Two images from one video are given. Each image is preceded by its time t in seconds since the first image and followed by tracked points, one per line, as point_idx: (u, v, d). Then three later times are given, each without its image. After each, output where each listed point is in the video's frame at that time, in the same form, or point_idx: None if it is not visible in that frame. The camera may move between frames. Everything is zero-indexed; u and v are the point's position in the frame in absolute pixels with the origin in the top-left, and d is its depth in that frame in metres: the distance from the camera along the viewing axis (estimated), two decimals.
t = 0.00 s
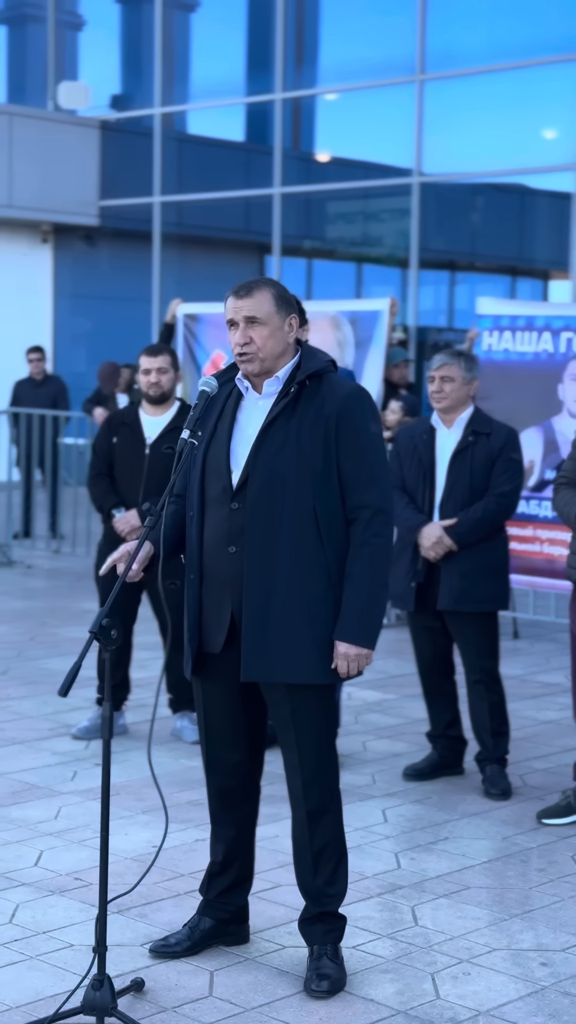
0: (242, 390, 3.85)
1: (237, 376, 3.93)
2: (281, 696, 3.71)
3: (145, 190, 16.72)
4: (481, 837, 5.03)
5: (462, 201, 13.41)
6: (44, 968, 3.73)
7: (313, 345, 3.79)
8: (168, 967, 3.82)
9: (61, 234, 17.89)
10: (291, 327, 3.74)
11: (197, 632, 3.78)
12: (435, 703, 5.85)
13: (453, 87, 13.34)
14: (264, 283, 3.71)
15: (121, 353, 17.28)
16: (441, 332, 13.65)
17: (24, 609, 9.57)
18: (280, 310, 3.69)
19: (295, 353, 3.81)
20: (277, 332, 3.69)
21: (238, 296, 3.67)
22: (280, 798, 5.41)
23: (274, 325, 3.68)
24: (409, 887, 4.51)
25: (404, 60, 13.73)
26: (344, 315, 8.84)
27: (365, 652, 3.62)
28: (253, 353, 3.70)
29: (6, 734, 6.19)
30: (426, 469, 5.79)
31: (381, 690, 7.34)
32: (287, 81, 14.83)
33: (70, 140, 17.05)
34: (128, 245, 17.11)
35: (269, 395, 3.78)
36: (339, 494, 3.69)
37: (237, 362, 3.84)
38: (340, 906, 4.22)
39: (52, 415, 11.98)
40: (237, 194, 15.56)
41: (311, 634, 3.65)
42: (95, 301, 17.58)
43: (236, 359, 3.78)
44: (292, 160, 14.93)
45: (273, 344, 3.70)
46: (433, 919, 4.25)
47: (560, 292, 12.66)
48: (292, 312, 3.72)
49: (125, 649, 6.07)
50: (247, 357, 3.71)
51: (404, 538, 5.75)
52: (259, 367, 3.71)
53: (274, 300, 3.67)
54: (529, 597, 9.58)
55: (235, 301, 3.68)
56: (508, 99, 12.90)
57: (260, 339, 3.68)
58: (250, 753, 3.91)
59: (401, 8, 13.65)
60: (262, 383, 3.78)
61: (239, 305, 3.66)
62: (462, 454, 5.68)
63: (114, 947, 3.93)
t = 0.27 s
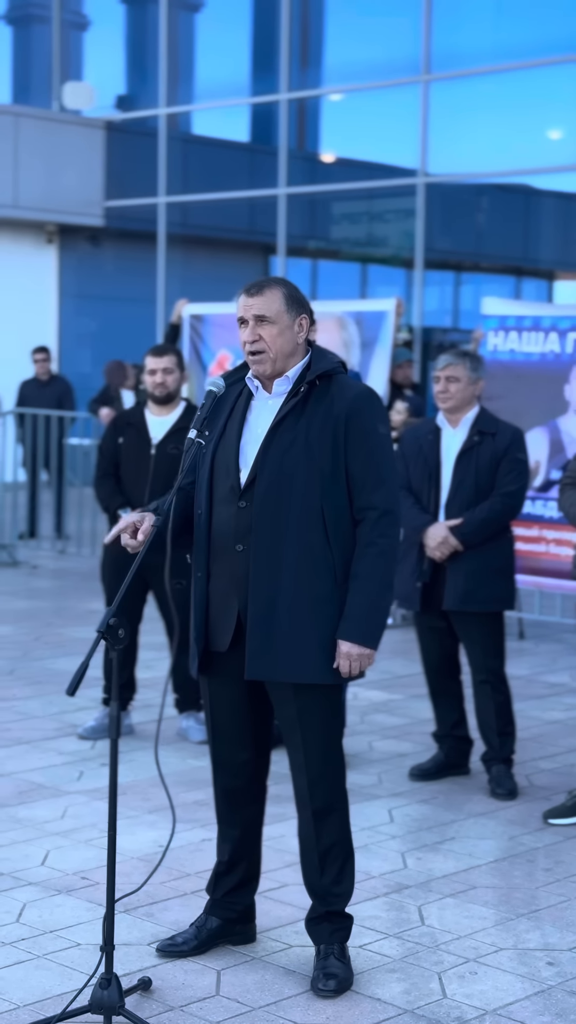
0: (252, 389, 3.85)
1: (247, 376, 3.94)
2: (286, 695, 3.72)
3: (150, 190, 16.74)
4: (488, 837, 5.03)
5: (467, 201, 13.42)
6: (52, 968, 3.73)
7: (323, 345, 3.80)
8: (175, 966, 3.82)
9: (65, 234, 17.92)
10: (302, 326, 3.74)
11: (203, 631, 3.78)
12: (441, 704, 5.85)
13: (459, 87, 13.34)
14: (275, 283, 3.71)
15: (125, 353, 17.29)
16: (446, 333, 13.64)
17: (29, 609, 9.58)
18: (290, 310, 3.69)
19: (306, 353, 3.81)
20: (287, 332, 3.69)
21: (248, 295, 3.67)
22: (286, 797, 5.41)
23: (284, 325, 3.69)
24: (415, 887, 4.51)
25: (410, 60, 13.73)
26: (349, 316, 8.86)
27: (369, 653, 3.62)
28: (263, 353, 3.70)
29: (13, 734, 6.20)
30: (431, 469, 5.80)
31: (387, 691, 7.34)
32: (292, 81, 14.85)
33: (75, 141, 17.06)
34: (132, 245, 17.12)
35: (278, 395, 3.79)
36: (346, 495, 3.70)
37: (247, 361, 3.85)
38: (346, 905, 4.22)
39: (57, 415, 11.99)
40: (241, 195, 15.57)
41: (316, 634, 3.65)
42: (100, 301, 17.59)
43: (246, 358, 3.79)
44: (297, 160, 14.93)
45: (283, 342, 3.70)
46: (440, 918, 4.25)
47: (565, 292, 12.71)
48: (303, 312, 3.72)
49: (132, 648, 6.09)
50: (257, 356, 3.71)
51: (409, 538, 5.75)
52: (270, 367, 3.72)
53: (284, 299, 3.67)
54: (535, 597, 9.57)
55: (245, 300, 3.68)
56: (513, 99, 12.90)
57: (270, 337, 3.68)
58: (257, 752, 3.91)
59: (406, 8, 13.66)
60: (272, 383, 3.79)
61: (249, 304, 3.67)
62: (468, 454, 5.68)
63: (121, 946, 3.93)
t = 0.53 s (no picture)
0: (256, 389, 3.85)
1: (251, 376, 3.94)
2: (290, 696, 3.72)
3: (152, 190, 16.74)
4: (491, 837, 5.03)
5: (470, 201, 13.42)
6: (56, 967, 3.74)
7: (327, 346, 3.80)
8: (179, 965, 3.83)
9: (68, 234, 17.93)
10: (307, 327, 3.75)
11: (207, 630, 3.79)
12: (444, 704, 5.85)
13: (462, 87, 13.34)
14: (280, 283, 3.72)
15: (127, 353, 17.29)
16: (449, 333, 13.65)
17: (32, 609, 9.58)
18: (295, 310, 3.70)
19: (310, 353, 3.81)
20: (291, 332, 3.70)
21: (254, 295, 3.68)
22: (290, 797, 5.42)
23: (289, 325, 3.69)
24: (419, 887, 4.52)
25: (412, 61, 13.73)
26: (352, 316, 8.87)
27: (372, 653, 3.62)
28: (268, 353, 3.71)
29: (16, 734, 6.20)
30: (434, 469, 5.80)
31: (391, 691, 7.34)
32: (295, 81, 14.85)
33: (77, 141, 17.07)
34: (135, 246, 17.13)
35: (282, 395, 3.78)
36: (350, 494, 3.70)
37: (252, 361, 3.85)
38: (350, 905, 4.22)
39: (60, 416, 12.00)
40: (244, 195, 15.57)
41: (319, 633, 3.66)
42: (103, 302, 17.60)
43: (251, 358, 3.79)
44: (300, 160, 14.94)
45: (288, 342, 3.70)
46: (443, 918, 4.25)
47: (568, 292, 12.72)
48: (307, 312, 3.73)
49: (136, 649, 6.11)
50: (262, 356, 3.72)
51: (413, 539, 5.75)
52: (274, 366, 3.72)
53: (289, 299, 3.67)
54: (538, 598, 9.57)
55: (250, 300, 3.69)
56: (515, 100, 12.90)
57: (275, 337, 3.69)
58: (260, 751, 3.91)
59: (409, 8, 13.66)
60: (276, 383, 3.79)
61: (254, 304, 3.67)
62: (470, 453, 5.69)
63: (126, 946, 3.94)
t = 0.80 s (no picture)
0: (257, 391, 3.86)
1: (253, 377, 3.94)
2: (293, 696, 3.73)
3: (154, 191, 16.75)
4: (492, 837, 5.04)
5: (471, 202, 13.43)
6: (58, 967, 3.75)
7: (328, 347, 3.81)
8: (182, 965, 3.83)
9: (69, 235, 17.94)
10: (307, 328, 3.76)
11: (210, 631, 3.80)
12: (446, 704, 5.86)
13: (463, 88, 13.36)
14: (281, 284, 3.73)
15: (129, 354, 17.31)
16: (450, 333, 13.68)
17: (33, 610, 9.60)
18: (296, 310, 3.71)
19: (311, 354, 3.82)
20: (293, 332, 3.71)
21: (255, 295, 3.70)
22: (292, 798, 5.42)
23: (290, 326, 3.70)
24: (421, 887, 4.52)
25: (413, 62, 13.75)
26: (354, 316, 8.86)
27: (376, 652, 3.63)
28: (269, 354, 3.72)
29: (18, 734, 6.22)
30: (436, 470, 5.81)
31: (392, 692, 7.34)
32: (296, 82, 14.85)
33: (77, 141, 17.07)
34: (137, 246, 17.15)
35: (284, 396, 3.78)
36: (352, 495, 3.71)
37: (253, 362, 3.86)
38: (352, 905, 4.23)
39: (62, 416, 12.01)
40: (245, 196, 15.59)
41: (322, 633, 3.66)
42: (104, 302, 17.61)
43: (252, 359, 3.80)
44: (301, 161, 14.95)
45: (289, 343, 3.71)
46: (445, 918, 4.26)
47: (569, 293, 12.76)
48: (308, 313, 3.74)
49: (139, 650, 6.10)
50: (263, 356, 3.72)
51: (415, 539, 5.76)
52: (275, 367, 3.73)
53: (290, 300, 3.69)
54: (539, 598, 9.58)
55: (252, 301, 3.70)
56: (516, 101, 12.92)
57: (276, 338, 3.70)
58: (263, 752, 3.92)
59: (410, 10, 13.68)
60: (277, 383, 3.79)
61: (255, 305, 3.69)
62: (472, 454, 5.69)
63: (128, 946, 3.95)
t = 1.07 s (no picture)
0: (258, 390, 3.86)
1: (254, 377, 3.94)
2: (293, 695, 3.74)
3: (155, 191, 16.76)
4: (493, 837, 5.04)
5: (472, 203, 13.45)
6: (60, 966, 3.75)
7: (329, 347, 3.82)
8: (184, 965, 3.84)
9: (69, 235, 17.94)
10: (308, 328, 3.76)
11: (210, 631, 3.81)
12: (447, 704, 5.87)
13: (463, 88, 13.37)
14: (282, 284, 3.75)
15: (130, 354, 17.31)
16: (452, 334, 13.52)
17: (35, 610, 9.60)
18: (297, 310, 3.72)
19: (311, 354, 3.83)
20: (294, 332, 3.72)
21: (256, 295, 3.72)
22: (293, 798, 5.42)
23: (291, 326, 3.71)
24: (422, 887, 4.53)
25: (414, 63, 13.76)
26: (356, 316, 8.83)
27: (375, 652, 3.64)
28: (270, 354, 3.73)
29: (20, 735, 6.22)
30: (437, 470, 5.81)
31: (393, 691, 7.35)
32: (297, 82, 14.87)
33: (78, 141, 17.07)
34: (138, 246, 17.16)
35: (284, 396, 3.79)
36: (352, 495, 3.71)
37: (254, 362, 3.87)
38: (354, 905, 4.23)
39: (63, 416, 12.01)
40: (246, 196, 15.60)
41: (322, 633, 3.67)
42: (104, 303, 17.62)
43: (253, 359, 3.81)
44: (302, 161, 14.96)
45: (290, 343, 3.72)
46: (446, 918, 4.26)
47: (570, 292, 12.83)
48: (309, 313, 3.75)
49: (140, 650, 6.10)
50: (263, 356, 3.73)
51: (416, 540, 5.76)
52: (276, 367, 3.74)
53: (292, 300, 3.70)
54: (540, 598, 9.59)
55: (254, 301, 3.72)
56: (516, 101, 12.93)
57: (277, 338, 3.71)
58: (264, 751, 3.93)
59: (411, 10, 13.68)
60: (278, 383, 3.80)
61: (257, 305, 3.70)
62: (473, 455, 5.70)
63: (130, 945, 3.95)
